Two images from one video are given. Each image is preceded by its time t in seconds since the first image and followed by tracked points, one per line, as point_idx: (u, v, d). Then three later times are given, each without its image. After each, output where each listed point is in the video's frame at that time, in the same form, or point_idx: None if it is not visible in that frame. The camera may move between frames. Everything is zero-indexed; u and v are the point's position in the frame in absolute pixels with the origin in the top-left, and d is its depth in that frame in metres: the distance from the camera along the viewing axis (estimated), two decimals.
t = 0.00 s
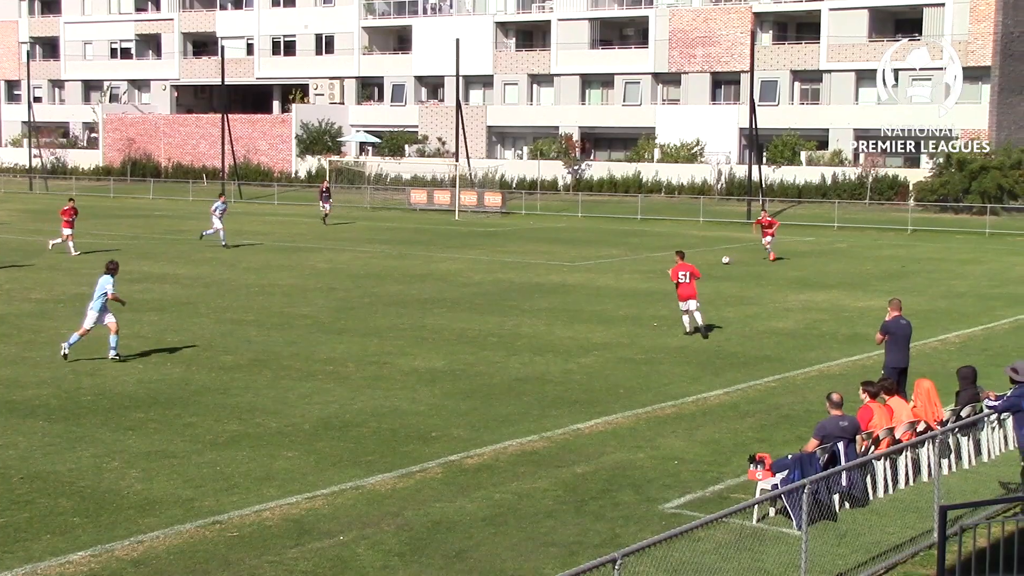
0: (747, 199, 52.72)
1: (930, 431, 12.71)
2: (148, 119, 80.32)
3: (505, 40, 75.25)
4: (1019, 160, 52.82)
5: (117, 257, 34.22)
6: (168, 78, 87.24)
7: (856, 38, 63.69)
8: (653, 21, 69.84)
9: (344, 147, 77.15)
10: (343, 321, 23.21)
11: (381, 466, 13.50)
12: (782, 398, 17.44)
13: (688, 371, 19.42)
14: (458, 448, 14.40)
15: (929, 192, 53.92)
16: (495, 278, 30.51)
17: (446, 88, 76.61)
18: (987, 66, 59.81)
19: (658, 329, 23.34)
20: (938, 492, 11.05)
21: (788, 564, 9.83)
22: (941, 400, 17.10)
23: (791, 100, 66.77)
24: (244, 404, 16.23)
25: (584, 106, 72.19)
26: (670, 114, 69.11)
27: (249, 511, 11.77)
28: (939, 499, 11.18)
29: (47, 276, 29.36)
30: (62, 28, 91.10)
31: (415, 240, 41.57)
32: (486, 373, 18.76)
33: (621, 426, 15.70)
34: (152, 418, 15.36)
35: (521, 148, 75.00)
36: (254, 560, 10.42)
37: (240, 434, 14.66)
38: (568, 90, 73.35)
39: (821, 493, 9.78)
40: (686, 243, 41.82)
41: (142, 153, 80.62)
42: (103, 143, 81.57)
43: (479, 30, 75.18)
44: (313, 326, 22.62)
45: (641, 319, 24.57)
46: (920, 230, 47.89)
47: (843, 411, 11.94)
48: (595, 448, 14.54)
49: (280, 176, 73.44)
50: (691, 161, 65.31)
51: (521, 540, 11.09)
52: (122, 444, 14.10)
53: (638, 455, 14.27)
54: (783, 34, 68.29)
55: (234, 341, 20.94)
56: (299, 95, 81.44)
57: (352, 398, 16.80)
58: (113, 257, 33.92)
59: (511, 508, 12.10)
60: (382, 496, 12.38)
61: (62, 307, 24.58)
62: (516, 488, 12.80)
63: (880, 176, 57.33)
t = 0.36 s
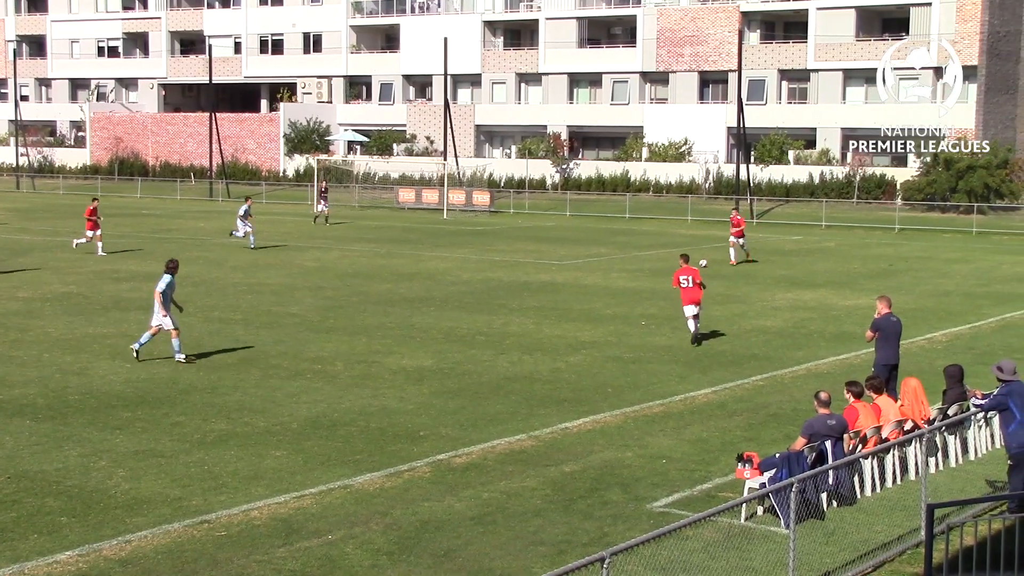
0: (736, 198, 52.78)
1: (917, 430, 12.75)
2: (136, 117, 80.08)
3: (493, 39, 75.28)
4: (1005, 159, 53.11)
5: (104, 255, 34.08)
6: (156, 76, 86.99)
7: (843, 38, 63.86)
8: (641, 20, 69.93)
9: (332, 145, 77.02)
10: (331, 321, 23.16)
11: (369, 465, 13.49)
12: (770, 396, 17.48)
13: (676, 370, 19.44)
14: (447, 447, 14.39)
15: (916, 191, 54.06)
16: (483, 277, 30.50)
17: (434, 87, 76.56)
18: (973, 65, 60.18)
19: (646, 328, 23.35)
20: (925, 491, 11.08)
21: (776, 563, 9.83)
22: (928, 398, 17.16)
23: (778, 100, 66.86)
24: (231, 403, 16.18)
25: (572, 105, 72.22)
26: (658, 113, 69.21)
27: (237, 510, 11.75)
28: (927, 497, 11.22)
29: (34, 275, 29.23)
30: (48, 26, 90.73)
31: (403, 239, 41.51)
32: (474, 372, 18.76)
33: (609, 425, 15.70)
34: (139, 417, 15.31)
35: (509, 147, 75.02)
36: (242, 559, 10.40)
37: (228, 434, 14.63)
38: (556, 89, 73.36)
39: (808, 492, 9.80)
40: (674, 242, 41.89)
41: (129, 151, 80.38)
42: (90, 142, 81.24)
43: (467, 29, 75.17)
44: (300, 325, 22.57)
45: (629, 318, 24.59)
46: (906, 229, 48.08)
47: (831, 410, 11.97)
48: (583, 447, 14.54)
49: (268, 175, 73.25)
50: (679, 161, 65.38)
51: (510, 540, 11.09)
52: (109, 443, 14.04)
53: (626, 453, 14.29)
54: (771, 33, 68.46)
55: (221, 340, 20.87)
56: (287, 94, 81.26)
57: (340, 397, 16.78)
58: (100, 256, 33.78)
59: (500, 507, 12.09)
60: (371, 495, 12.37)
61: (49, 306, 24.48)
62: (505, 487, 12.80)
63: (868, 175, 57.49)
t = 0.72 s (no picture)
0: (734, 197, 52.81)
1: (916, 428, 12.75)
2: (134, 115, 80.07)
3: (491, 37, 75.33)
4: (1003, 158, 53.16)
5: (103, 254, 34.06)
6: (155, 75, 86.94)
7: (842, 36, 63.88)
8: (640, 19, 69.93)
9: (331, 144, 76.96)
10: (330, 319, 23.14)
11: (368, 464, 13.50)
12: (769, 395, 17.49)
13: (674, 369, 19.44)
14: (446, 446, 14.40)
15: (915, 190, 54.06)
16: (482, 276, 30.50)
17: (433, 86, 76.56)
18: (972, 63, 60.32)
19: (645, 327, 23.36)
20: (924, 490, 11.08)
21: (776, 562, 9.82)
22: (926, 397, 17.18)
23: (777, 99, 66.80)
24: (230, 402, 16.19)
25: (571, 104, 72.19)
26: (656, 112, 69.17)
27: (235, 508, 11.75)
28: (925, 496, 11.23)
29: (34, 274, 29.23)
30: (48, 24, 90.73)
31: (402, 238, 41.53)
32: (473, 371, 18.77)
33: (608, 423, 15.71)
34: (138, 416, 15.30)
35: (508, 145, 75.01)
36: (240, 557, 10.40)
37: (227, 432, 14.63)
38: (555, 87, 73.31)
39: (807, 491, 9.82)
40: (673, 241, 41.90)
41: (128, 150, 80.38)
42: (89, 140, 81.26)
43: (466, 27, 75.19)
44: (300, 324, 22.56)
45: (629, 316, 24.60)
46: (906, 228, 48.10)
47: (830, 409, 11.97)
48: (581, 445, 14.55)
49: (267, 173, 73.22)
50: (678, 159, 65.35)
51: (509, 538, 11.09)
52: (108, 442, 14.04)
53: (625, 452, 14.30)
54: (770, 32, 68.44)
55: (220, 339, 20.87)
56: (286, 91, 81.18)
57: (339, 395, 16.79)
58: (99, 255, 33.77)
59: (499, 505, 12.10)
60: (370, 493, 12.38)
61: (48, 304, 24.48)
62: (503, 485, 12.81)
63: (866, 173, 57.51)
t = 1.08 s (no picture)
0: (738, 195, 52.80)
1: (920, 426, 12.71)
2: (138, 113, 80.09)
3: (495, 34, 75.34)
4: (1008, 155, 53.06)
5: (107, 251, 34.10)
6: (159, 72, 86.98)
7: (847, 33, 63.69)
8: (644, 16, 69.87)
9: (334, 141, 76.96)
10: (334, 316, 23.16)
11: (371, 461, 13.49)
12: (773, 393, 17.48)
13: (677, 366, 19.45)
14: (449, 443, 14.39)
15: (919, 187, 54.05)
16: (485, 273, 30.50)
17: (437, 83, 76.58)
18: (976, 61, 59.96)
19: (649, 324, 23.36)
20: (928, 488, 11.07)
21: (778, 559, 9.82)
22: (930, 395, 17.16)
23: (781, 96, 66.74)
24: (233, 399, 16.19)
25: (574, 101, 72.15)
26: (660, 109, 69.06)
27: (239, 505, 11.75)
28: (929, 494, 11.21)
29: (37, 271, 29.26)
30: (51, 21, 90.71)
31: (405, 235, 41.55)
32: (476, 368, 18.76)
33: (612, 420, 15.71)
34: (141, 413, 15.32)
35: (512, 142, 74.91)
36: (244, 554, 10.41)
37: (230, 429, 14.63)
38: (558, 84, 73.28)
39: (811, 488, 9.80)
40: (677, 238, 41.89)
41: (132, 147, 80.42)
42: (93, 137, 81.31)
43: (470, 24, 75.13)
44: (303, 321, 22.56)
45: (632, 314, 24.59)
46: (909, 226, 48.02)
47: (834, 407, 11.94)
48: (585, 442, 14.55)
49: (271, 171, 73.25)
50: (682, 156, 65.29)
51: (512, 535, 11.09)
52: (112, 439, 14.05)
53: (629, 450, 14.29)
54: (774, 29, 68.28)
55: (223, 336, 20.88)
56: (289, 89, 81.20)
57: (342, 392, 16.80)
58: (103, 252, 33.78)
59: (502, 503, 12.10)
60: (373, 490, 12.38)
61: (51, 301, 24.51)
62: (506, 483, 12.81)
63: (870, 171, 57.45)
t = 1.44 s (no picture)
0: (744, 190, 52.78)
1: (927, 422, 12.67)
2: (143, 108, 80.11)
3: (501, 29, 75.36)
4: (1013, 149, 52.98)
5: (112, 246, 34.16)
6: (164, 67, 87.01)
7: (853, 28, 63.72)
8: (649, 11, 69.79)
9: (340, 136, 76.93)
10: (339, 311, 23.18)
11: (377, 456, 13.50)
12: (779, 388, 17.47)
13: (682, 361, 19.43)
14: (454, 438, 14.40)
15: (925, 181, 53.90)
16: (491, 268, 30.49)
17: (442, 77, 76.55)
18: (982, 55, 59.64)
19: (654, 319, 23.34)
20: (933, 483, 11.06)
21: (784, 554, 9.82)
22: (936, 391, 17.12)
23: (787, 90, 66.78)
24: (239, 394, 16.21)
25: (580, 96, 72.07)
26: (665, 104, 68.92)
27: (244, 500, 11.77)
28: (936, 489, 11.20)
29: (43, 265, 29.32)
30: (56, 16, 90.82)
31: (410, 229, 41.55)
32: (481, 363, 18.75)
33: (617, 416, 15.70)
34: (147, 407, 15.35)
35: (517, 137, 74.81)
36: (249, 549, 10.43)
37: (235, 424, 14.65)
38: (564, 79, 73.24)
39: (816, 482, 9.79)
40: (682, 233, 41.85)
41: (137, 142, 80.49)
42: (98, 132, 81.27)
43: (475, 19, 75.07)
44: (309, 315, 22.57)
45: (638, 308, 24.57)
46: (916, 220, 47.91)
47: (840, 401, 11.91)
48: (591, 437, 14.54)
49: (276, 165, 73.24)
50: (687, 151, 65.19)
51: (518, 530, 11.10)
52: (118, 433, 14.08)
53: (634, 444, 14.29)
54: (779, 24, 68.37)
55: (229, 330, 20.91)
56: (294, 84, 81.20)
57: (347, 387, 16.81)
58: (109, 247, 33.83)
59: (508, 498, 12.10)
60: (378, 485, 12.39)
61: (57, 296, 24.54)
62: (512, 477, 12.81)
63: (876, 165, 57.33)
